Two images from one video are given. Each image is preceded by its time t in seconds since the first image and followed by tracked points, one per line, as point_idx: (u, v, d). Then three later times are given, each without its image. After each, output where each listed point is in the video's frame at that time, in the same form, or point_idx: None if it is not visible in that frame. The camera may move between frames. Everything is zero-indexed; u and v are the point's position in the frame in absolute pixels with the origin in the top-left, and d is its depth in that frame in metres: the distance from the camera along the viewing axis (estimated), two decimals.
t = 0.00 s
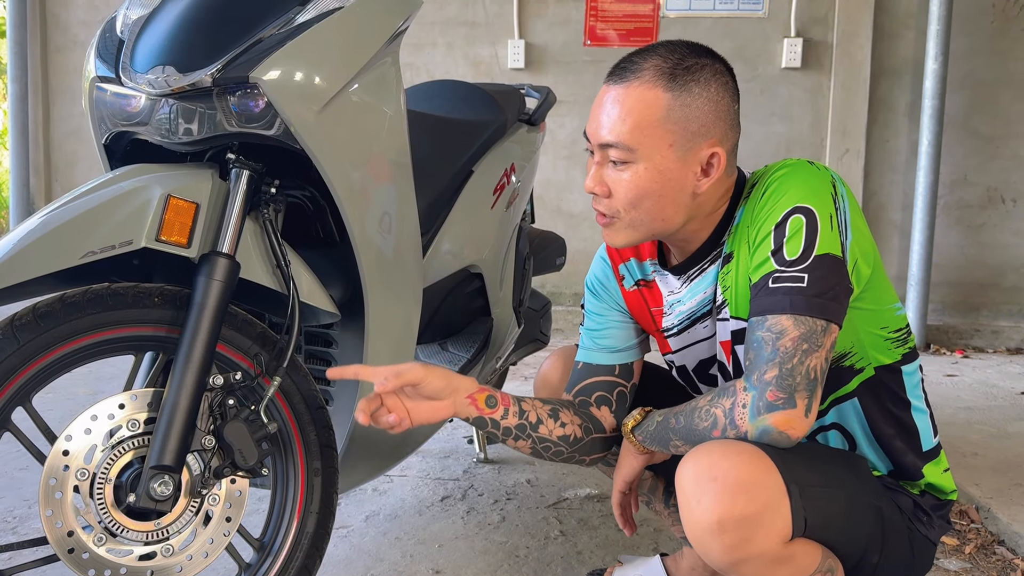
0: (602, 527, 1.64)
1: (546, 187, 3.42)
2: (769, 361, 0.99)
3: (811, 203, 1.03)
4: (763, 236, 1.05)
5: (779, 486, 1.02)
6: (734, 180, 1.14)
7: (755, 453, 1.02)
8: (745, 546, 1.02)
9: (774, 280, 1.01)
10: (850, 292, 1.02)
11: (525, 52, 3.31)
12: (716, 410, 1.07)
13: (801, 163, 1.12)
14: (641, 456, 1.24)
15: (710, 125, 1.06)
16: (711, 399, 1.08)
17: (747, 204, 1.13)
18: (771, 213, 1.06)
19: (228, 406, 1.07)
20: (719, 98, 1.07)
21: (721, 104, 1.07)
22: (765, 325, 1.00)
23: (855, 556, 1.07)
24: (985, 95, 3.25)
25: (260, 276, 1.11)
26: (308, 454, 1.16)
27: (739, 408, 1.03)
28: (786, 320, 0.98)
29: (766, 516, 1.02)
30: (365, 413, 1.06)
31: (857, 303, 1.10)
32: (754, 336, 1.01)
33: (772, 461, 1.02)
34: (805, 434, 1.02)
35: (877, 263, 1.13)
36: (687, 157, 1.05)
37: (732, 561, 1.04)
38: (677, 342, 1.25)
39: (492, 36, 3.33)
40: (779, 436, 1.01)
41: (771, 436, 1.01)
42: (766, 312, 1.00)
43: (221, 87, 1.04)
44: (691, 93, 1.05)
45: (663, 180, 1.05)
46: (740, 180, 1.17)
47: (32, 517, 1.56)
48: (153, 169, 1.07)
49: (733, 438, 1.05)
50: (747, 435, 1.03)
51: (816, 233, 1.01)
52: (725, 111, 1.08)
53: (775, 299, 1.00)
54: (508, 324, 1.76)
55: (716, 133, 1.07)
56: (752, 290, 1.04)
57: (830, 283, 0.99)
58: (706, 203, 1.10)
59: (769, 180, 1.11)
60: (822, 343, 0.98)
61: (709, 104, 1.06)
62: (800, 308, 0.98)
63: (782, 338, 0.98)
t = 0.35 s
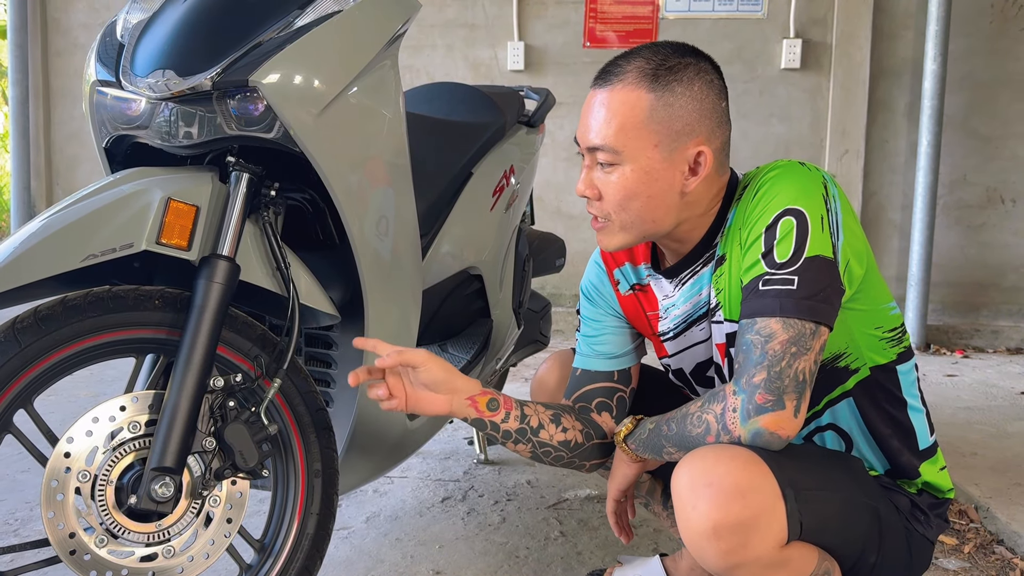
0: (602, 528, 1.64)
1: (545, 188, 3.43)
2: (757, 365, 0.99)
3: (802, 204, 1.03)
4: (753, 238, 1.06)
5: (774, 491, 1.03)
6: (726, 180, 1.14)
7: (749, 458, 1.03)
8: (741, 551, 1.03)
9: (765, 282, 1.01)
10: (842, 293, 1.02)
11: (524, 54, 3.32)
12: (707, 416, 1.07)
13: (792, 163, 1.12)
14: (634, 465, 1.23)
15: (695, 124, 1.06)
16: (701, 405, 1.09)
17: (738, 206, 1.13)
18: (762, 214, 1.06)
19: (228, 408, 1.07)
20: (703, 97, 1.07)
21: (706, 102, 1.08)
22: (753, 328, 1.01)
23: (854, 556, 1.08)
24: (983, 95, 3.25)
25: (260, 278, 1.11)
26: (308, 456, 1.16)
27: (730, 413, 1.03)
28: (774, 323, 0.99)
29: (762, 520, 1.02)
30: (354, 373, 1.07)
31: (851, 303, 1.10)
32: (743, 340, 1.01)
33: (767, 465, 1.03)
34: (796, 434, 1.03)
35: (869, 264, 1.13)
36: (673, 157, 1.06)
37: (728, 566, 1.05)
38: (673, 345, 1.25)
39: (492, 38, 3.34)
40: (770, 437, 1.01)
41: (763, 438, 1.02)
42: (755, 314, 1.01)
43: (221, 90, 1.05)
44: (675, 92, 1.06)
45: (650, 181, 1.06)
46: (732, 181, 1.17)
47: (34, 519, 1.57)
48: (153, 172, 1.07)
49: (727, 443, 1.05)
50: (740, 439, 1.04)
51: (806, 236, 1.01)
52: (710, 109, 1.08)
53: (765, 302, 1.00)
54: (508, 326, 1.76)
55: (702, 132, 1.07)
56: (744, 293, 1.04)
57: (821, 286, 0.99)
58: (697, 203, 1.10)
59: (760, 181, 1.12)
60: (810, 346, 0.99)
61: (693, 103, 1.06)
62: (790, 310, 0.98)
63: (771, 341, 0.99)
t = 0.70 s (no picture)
0: (605, 529, 1.64)
1: (547, 189, 3.43)
2: (755, 366, 0.99)
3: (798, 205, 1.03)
4: (750, 239, 1.06)
5: (775, 492, 1.03)
6: (720, 181, 1.14)
7: (748, 460, 1.03)
8: (742, 553, 1.03)
9: (761, 284, 1.01)
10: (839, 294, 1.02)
11: (525, 55, 3.32)
12: (707, 420, 1.07)
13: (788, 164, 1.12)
14: (636, 468, 1.24)
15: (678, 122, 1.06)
16: (700, 408, 1.08)
17: (734, 209, 1.13)
18: (759, 215, 1.06)
19: (232, 408, 1.07)
20: (686, 95, 1.08)
21: (689, 100, 1.08)
22: (751, 330, 1.00)
23: (856, 557, 1.08)
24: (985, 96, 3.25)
25: (264, 280, 1.11)
26: (312, 457, 1.16)
27: (729, 415, 1.03)
28: (771, 324, 0.99)
29: (763, 522, 1.03)
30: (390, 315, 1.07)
31: (849, 302, 1.10)
32: (741, 341, 1.01)
33: (767, 466, 1.04)
34: (796, 434, 1.03)
35: (868, 263, 1.13)
36: (656, 156, 1.06)
37: (730, 568, 1.05)
38: (672, 348, 1.25)
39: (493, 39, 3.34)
40: (770, 438, 1.01)
41: (763, 440, 1.02)
42: (752, 316, 1.00)
43: (224, 91, 1.05)
44: (655, 92, 1.06)
45: (634, 181, 1.06)
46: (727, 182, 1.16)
47: (37, 520, 1.57)
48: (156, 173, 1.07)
49: (728, 446, 1.05)
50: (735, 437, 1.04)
51: (802, 237, 1.01)
52: (694, 107, 1.08)
53: (761, 304, 1.00)
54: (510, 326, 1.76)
55: (685, 129, 1.07)
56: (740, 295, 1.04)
57: (818, 286, 0.99)
58: (687, 201, 1.10)
59: (757, 182, 1.12)
60: (809, 347, 0.99)
61: (675, 102, 1.07)
62: (787, 311, 0.98)
63: (769, 342, 0.99)
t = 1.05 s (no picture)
0: (607, 531, 1.64)
1: (549, 191, 3.43)
2: (757, 369, 0.99)
3: (805, 206, 1.03)
4: (756, 240, 1.06)
5: (773, 494, 1.03)
6: (731, 182, 1.14)
7: (746, 462, 1.03)
8: (741, 555, 1.02)
9: (766, 286, 1.01)
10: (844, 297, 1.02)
11: (527, 56, 3.32)
12: (707, 421, 1.07)
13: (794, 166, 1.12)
14: (633, 467, 1.24)
15: (706, 117, 1.06)
16: (701, 409, 1.09)
17: (740, 210, 1.12)
18: (765, 217, 1.06)
19: (235, 411, 1.07)
20: (716, 92, 1.07)
21: (719, 98, 1.07)
22: (755, 331, 1.00)
23: (858, 558, 1.07)
24: (987, 97, 3.25)
25: (267, 281, 1.11)
26: (315, 459, 1.16)
27: (730, 417, 1.03)
28: (776, 327, 0.99)
29: (761, 524, 1.02)
30: (438, 260, 1.10)
31: (854, 305, 1.10)
32: (744, 343, 1.01)
33: (766, 468, 1.03)
34: (796, 438, 1.03)
35: (874, 265, 1.13)
36: (682, 148, 1.06)
37: (729, 571, 1.04)
38: (677, 350, 1.25)
39: (495, 41, 3.34)
40: (770, 442, 1.01)
41: (763, 443, 1.02)
42: (756, 317, 1.00)
43: (228, 93, 1.05)
44: (688, 84, 1.06)
45: (656, 170, 1.05)
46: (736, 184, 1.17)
47: (39, 522, 1.57)
48: (159, 175, 1.07)
49: (727, 447, 1.05)
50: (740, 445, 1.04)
51: (808, 239, 1.01)
52: (722, 105, 1.07)
53: (766, 306, 1.00)
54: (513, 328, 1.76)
55: (712, 126, 1.07)
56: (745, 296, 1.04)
57: (824, 289, 0.99)
58: (701, 200, 1.10)
59: (763, 184, 1.11)
60: (811, 350, 0.99)
61: (705, 95, 1.06)
62: (791, 314, 0.98)
63: (772, 345, 0.98)
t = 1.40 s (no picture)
0: (610, 534, 1.63)
1: (551, 191, 3.42)
2: (768, 373, 0.99)
3: (821, 210, 1.02)
4: (771, 243, 1.05)
5: (781, 499, 1.02)
6: (745, 185, 1.13)
7: (754, 466, 1.02)
8: (747, 559, 1.02)
9: (780, 289, 1.01)
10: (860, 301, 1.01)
11: (529, 57, 3.32)
12: (714, 423, 1.07)
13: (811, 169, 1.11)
14: (637, 469, 1.24)
15: (723, 121, 1.06)
16: (708, 412, 1.08)
17: (755, 213, 1.12)
18: (781, 220, 1.06)
19: (237, 413, 1.07)
20: (732, 95, 1.07)
21: (735, 101, 1.07)
22: (768, 335, 1.00)
23: (865, 565, 1.07)
24: (990, 98, 3.24)
25: (270, 284, 1.11)
26: (317, 462, 1.16)
27: (739, 421, 1.03)
28: (789, 331, 0.98)
29: (768, 529, 1.01)
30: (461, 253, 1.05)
31: (869, 310, 1.10)
32: (757, 346, 1.01)
33: (773, 472, 1.02)
34: (805, 443, 1.02)
35: (889, 270, 1.13)
36: (699, 152, 1.05)
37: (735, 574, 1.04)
38: (689, 354, 1.25)
39: (497, 41, 3.33)
40: (779, 447, 1.01)
41: (771, 447, 1.01)
42: (770, 321, 1.00)
43: (231, 95, 1.05)
44: (705, 87, 1.05)
45: (674, 176, 1.05)
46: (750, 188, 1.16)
47: (41, 524, 1.56)
48: (162, 177, 1.07)
49: (734, 451, 1.05)
50: (749, 450, 1.03)
51: (824, 243, 1.00)
52: (738, 108, 1.07)
53: (780, 309, 0.99)
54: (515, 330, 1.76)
55: (730, 129, 1.06)
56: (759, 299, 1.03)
57: (839, 294, 0.99)
58: (718, 204, 1.10)
59: (780, 187, 1.11)
60: (824, 356, 0.98)
61: (722, 99, 1.06)
62: (805, 318, 0.98)
63: (784, 350, 0.98)
